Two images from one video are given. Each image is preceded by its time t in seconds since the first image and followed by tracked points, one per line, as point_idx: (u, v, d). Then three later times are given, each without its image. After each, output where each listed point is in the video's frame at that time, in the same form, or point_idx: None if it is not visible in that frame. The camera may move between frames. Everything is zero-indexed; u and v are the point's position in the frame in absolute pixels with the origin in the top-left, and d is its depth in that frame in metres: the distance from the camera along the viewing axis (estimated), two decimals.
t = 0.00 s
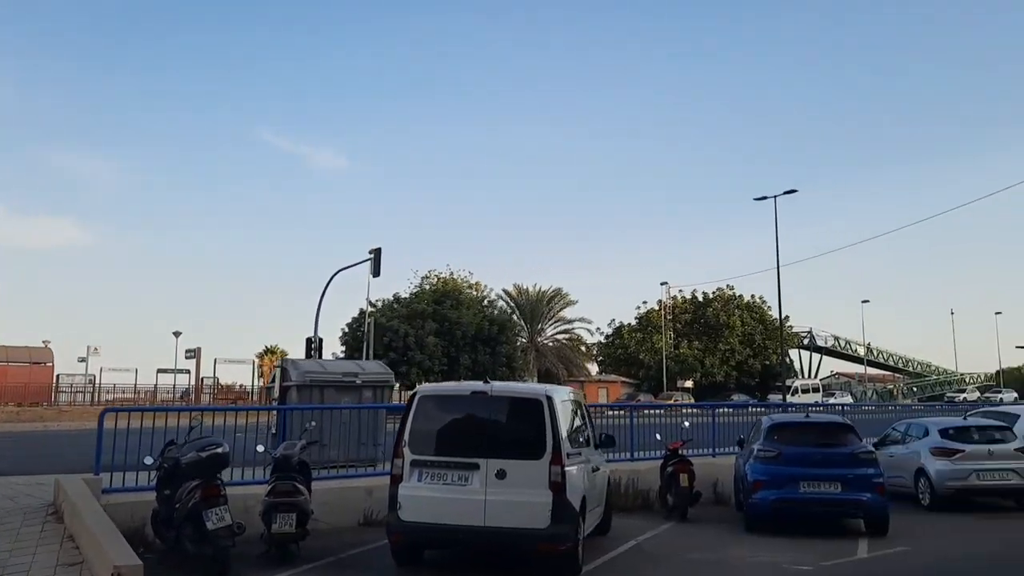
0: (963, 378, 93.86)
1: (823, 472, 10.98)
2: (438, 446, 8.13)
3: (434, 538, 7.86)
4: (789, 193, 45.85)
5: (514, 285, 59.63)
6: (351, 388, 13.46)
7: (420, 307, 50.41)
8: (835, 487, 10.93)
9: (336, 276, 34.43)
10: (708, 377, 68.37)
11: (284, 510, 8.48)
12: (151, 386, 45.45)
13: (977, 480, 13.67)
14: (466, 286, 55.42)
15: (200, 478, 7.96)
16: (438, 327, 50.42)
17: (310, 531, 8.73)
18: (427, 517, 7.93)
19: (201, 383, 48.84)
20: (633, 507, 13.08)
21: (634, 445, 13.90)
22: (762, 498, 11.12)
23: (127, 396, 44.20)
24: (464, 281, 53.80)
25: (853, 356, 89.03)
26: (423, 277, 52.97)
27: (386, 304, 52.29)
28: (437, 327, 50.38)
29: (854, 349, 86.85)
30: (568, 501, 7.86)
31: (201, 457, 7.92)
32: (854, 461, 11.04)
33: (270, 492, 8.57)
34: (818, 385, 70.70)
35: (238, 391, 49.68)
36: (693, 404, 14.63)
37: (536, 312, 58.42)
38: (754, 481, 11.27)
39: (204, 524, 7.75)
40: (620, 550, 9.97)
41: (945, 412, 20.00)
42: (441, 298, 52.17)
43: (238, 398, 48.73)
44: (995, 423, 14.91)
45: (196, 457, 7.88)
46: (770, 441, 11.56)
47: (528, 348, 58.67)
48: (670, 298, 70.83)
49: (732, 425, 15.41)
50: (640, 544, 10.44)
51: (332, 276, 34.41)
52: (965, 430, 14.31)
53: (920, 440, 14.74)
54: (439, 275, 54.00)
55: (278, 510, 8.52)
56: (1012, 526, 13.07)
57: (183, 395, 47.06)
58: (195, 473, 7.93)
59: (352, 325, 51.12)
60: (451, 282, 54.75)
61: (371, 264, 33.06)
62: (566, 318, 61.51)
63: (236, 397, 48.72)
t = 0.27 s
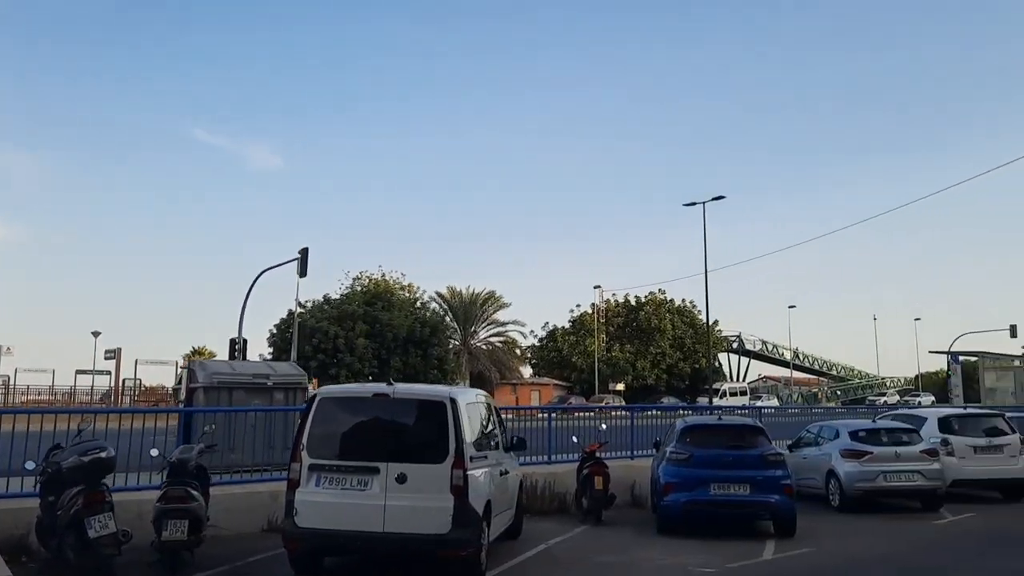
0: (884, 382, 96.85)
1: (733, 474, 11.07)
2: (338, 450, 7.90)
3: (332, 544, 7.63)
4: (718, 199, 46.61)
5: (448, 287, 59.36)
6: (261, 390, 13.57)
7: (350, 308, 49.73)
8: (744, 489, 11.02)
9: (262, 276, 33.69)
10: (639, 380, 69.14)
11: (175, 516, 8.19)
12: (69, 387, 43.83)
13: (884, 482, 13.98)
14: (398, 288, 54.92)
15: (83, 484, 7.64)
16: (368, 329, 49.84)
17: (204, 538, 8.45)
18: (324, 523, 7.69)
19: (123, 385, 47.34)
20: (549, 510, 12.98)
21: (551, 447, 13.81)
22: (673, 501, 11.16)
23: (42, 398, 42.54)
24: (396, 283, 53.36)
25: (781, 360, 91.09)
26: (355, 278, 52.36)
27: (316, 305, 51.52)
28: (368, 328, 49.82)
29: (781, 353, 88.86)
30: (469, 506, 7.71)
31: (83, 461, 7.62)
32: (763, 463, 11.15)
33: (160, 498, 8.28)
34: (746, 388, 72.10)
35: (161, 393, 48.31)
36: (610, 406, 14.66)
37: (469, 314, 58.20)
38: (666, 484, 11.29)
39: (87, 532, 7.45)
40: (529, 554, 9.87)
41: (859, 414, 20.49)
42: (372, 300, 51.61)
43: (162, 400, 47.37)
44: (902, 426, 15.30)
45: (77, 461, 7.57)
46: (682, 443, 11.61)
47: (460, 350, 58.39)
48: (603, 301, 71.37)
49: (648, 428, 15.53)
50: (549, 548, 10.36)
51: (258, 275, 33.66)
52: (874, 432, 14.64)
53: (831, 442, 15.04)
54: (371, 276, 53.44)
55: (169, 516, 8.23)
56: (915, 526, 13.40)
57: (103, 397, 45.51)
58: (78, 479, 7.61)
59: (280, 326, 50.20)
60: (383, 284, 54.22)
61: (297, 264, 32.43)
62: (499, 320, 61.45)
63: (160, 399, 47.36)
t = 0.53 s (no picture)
0: (820, 386, 98.97)
1: (655, 479, 11.04)
2: (242, 456, 7.62)
3: (233, 553, 7.33)
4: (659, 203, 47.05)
5: (389, 289, 58.89)
6: (175, 393, 14.15)
7: (288, 309, 48.99)
8: (666, 494, 11.00)
9: (194, 275, 32.88)
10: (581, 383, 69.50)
11: (69, 525, 7.80)
12: None
13: (807, 485, 14.13)
14: (338, 288, 54.29)
15: None
16: (307, 330, 49.16)
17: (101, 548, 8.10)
18: (226, 532, 7.40)
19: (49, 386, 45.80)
20: (474, 515, 12.81)
21: (478, 451, 13.65)
22: (595, 505, 11.10)
23: None
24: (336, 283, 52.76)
25: (721, 363, 92.48)
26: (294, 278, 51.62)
27: (254, 305, 50.64)
28: (306, 330, 49.14)
29: (722, 357, 90.19)
30: (377, 512, 7.48)
31: None
32: (685, 468, 11.14)
33: (54, 507, 7.89)
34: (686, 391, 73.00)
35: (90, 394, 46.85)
36: (538, 411, 14.59)
37: (411, 315, 57.78)
38: (589, 489, 11.22)
39: None
40: (446, 561, 9.68)
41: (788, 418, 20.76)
42: (311, 301, 50.92)
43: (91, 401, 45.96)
44: (827, 430, 15.49)
45: None
46: (606, 447, 11.55)
47: (401, 353, 57.92)
48: (547, 304, 71.54)
49: (575, 431, 15.51)
50: (469, 554, 10.19)
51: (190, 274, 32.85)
52: (798, 437, 14.80)
53: (757, 446, 15.15)
54: (310, 276, 52.74)
55: (63, 525, 7.83)
56: (836, 529, 13.56)
57: (28, 398, 43.94)
58: None
59: (215, 327, 49.21)
60: (323, 284, 53.54)
61: (231, 263, 31.77)
62: (441, 322, 61.14)
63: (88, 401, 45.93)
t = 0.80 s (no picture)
0: (766, 389, 100.53)
1: (585, 484, 10.98)
2: (152, 463, 7.37)
3: (137, 563, 7.08)
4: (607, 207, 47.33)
5: (337, 290, 58.27)
6: (94, 395, 14.42)
7: (232, 309, 48.14)
8: (596, 499, 10.95)
9: (132, 273, 32.06)
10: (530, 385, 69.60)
11: None
12: None
13: (739, 489, 14.24)
14: (284, 288, 53.54)
15: None
16: (251, 331, 48.38)
17: (5, 554, 7.75)
18: (132, 542, 7.15)
19: None
20: (406, 521, 12.62)
21: (411, 456, 13.48)
22: (525, 511, 10.99)
23: None
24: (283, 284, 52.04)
25: (670, 366, 93.40)
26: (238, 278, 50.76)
27: (197, 305, 49.65)
28: (250, 330, 48.35)
29: (670, 360, 91.09)
30: (291, 521, 7.29)
31: None
32: (615, 473, 11.12)
33: None
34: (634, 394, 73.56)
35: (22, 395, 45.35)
36: (474, 414, 14.47)
37: (358, 316, 57.20)
38: (519, 494, 11.11)
39: None
40: (369, 569, 9.50)
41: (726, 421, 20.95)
42: (256, 301, 50.10)
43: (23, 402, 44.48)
44: (760, 434, 15.64)
45: None
46: (537, 452, 11.46)
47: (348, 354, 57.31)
48: (496, 306, 71.46)
49: (512, 435, 15.43)
50: (393, 562, 10.02)
51: (128, 272, 32.03)
52: (732, 441, 14.91)
53: (692, 450, 15.22)
54: (255, 276, 51.91)
55: None
56: (766, 532, 13.68)
57: None
58: None
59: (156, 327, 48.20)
60: (268, 284, 52.74)
61: (170, 262, 31.06)
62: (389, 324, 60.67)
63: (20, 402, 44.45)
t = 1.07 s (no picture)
0: (736, 392, 101.18)
1: (540, 491, 10.85)
2: (87, 470, 7.14)
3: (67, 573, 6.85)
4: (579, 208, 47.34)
5: (306, 290, 57.78)
6: (40, 399, 14.46)
7: (199, 309, 47.54)
8: (551, 505, 10.82)
9: (94, 272, 31.49)
10: (501, 387, 69.47)
11: None
12: None
13: (698, 495, 14.21)
14: (251, 288, 52.99)
15: None
16: (217, 331, 47.82)
17: None
18: (63, 551, 6.91)
19: None
20: (360, 526, 12.42)
21: (368, 460, 13.28)
22: (479, 517, 10.82)
23: None
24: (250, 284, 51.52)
25: (641, 369, 93.67)
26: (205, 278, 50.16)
27: (162, 304, 48.97)
28: (217, 331, 47.79)
29: (642, 363, 91.35)
30: (228, 531, 7.09)
31: None
32: (571, 479, 11.00)
33: None
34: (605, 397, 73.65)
35: None
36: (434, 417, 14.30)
37: (328, 317, 56.76)
38: (473, 500, 10.94)
39: None
40: None
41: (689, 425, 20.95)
42: (224, 301, 49.53)
43: None
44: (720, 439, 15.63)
45: None
46: (493, 457, 11.31)
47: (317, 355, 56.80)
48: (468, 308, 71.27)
49: (472, 438, 15.25)
50: (341, 570, 9.84)
51: (90, 271, 31.46)
52: (693, 446, 14.87)
53: (653, 455, 15.15)
54: (223, 275, 51.34)
55: None
56: (724, 539, 13.65)
57: None
58: None
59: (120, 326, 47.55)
60: (236, 284, 52.17)
61: (133, 261, 30.56)
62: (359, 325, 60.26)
63: None
